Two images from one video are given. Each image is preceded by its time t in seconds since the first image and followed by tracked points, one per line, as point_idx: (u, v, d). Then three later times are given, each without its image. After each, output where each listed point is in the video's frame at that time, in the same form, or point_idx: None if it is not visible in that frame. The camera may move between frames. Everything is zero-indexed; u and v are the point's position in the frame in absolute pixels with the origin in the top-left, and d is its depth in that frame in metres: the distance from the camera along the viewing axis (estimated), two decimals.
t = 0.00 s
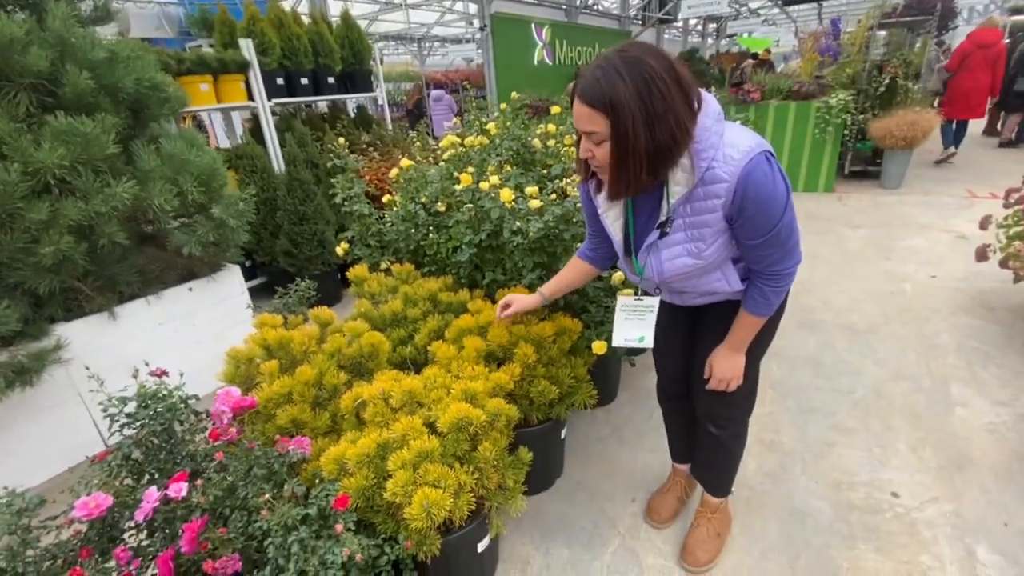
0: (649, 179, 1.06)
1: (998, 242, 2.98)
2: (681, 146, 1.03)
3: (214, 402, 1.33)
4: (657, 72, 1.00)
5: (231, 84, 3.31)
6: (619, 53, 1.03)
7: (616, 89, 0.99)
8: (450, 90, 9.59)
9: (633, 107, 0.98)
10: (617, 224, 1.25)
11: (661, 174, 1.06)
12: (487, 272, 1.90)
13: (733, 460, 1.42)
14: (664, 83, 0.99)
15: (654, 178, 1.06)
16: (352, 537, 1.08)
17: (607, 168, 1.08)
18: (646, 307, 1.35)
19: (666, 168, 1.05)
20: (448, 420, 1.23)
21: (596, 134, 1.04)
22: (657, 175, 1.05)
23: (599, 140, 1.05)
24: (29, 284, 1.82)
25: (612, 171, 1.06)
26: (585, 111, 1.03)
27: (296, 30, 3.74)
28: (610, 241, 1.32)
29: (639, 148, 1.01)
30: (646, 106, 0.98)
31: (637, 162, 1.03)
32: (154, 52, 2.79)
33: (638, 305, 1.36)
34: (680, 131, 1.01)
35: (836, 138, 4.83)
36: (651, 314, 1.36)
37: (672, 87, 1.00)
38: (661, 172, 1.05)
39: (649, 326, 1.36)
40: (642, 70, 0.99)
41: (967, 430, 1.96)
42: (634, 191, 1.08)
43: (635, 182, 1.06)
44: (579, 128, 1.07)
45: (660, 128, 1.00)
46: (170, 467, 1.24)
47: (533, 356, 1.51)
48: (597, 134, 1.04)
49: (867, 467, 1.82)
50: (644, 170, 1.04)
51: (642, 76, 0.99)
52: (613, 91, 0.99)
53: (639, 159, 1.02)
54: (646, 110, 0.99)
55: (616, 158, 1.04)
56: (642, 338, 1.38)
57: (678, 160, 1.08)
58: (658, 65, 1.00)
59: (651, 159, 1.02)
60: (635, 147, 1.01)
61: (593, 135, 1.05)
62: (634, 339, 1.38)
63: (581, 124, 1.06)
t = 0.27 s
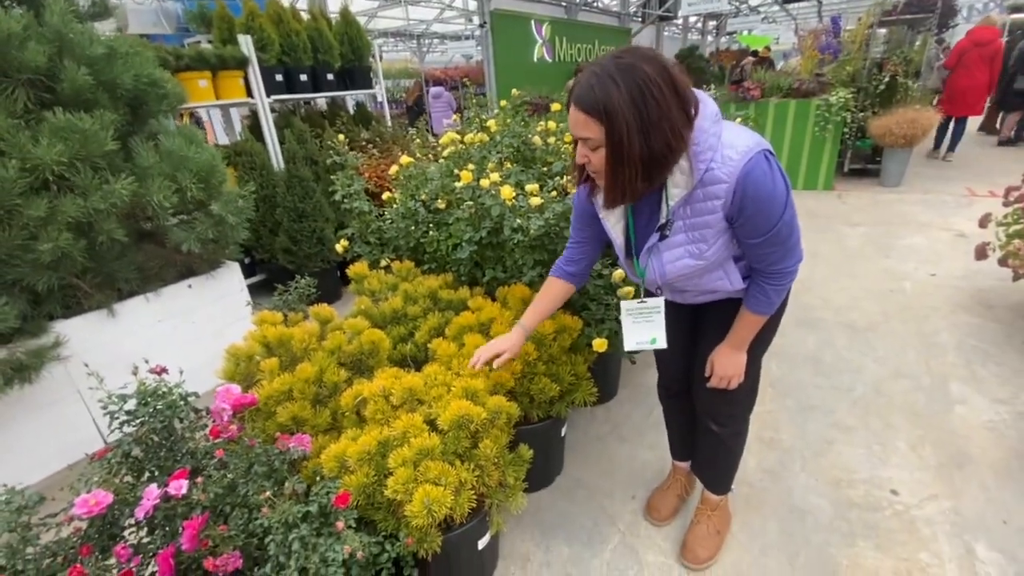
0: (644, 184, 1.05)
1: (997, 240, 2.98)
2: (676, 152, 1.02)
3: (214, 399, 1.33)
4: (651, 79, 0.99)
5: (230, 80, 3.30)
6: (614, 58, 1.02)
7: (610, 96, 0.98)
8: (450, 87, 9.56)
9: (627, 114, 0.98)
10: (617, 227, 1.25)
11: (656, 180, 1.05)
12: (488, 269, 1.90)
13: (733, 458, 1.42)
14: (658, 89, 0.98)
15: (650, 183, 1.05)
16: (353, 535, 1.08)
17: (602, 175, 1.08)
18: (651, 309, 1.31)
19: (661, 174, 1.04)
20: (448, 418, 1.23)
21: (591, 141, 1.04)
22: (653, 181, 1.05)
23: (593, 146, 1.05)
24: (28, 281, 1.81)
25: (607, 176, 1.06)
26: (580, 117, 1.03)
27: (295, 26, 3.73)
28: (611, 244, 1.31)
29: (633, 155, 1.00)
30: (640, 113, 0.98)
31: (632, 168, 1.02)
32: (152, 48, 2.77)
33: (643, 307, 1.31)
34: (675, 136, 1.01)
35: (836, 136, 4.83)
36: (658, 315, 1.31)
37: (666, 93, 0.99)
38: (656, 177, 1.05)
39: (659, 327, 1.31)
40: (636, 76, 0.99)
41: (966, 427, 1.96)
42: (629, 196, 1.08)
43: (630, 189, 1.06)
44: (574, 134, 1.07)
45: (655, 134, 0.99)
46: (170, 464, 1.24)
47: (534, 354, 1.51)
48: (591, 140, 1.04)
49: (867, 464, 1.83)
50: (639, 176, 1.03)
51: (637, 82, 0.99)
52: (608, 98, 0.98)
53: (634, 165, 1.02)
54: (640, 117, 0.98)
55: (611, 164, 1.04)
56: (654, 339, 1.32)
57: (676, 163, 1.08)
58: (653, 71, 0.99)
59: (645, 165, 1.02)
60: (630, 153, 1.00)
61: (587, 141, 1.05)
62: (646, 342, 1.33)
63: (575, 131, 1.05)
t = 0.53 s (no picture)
0: (632, 189, 1.06)
1: (992, 238, 3.00)
2: (665, 159, 1.02)
3: (209, 396, 1.32)
4: (643, 86, 0.98)
5: (225, 76, 3.28)
6: (608, 62, 1.01)
7: (600, 100, 0.97)
8: (447, 85, 9.54)
9: (616, 120, 0.97)
10: (615, 229, 1.25)
11: (644, 186, 1.05)
12: (484, 266, 1.89)
13: (731, 454, 1.42)
14: (649, 97, 0.97)
15: (638, 189, 1.06)
16: (349, 531, 1.07)
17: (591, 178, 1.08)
18: (648, 312, 1.36)
19: (648, 180, 1.04)
20: (445, 414, 1.23)
21: (581, 144, 1.04)
22: (640, 187, 1.05)
23: (584, 149, 1.05)
24: (21, 277, 1.80)
25: (595, 180, 1.06)
26: (571, 120, 1.03)
27: (291, 22, 3.71)
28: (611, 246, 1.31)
29: (621, 161, 1.00)
30: (629, 120, 0.98)
31: (619, 174, 1.03)
32: (147, 43, 2.75)
33: (641, 309, 1.37)
34: (664, 144, 1.00)
35: (832, 134, 4.84)
36: (654, 318, 1.36)
37: (657, 101, 0.98)
38: (644, 183, 1.05)
39: (654, 331, 1.36)
40: (628, 82, 0.98)
41: (960, 424, 1.97)
42: (617, 200, 1.08)
43: (617, 194, 1.06)
44: (566, 136, 1.07)
45: (643, 141, 0.99)
46: (165, 461, 1.23)
47: (531, 351, 1.51)
48: (581, 144, 1.04)
49: (862, 461, 1.84)
50: (626, 181, 1.03)
51: (628, 88, 0.98)
52: (597, 103, 0.98)
53: (621, 170, 1.02)
54: (629, 124, 0.98)
55: (599, 168, 1.04)
56: (648, 342, 1.38)
57: (673, 166, 1.08)
58: (645, 78, 0.98)
59: (633, 171, 1.02)
60: (617, 159, 1.01)
61: (578, 144, 1.05)
62: (640, 343, 1.38)
63: (567, 133, 1.05)
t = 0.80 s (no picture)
0: (629, 178, 1.06)
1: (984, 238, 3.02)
2: (661, 148, 1.02)
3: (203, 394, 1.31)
4: (638, 75, 0.99)
5: (220, 74, 3.27)
6: (604, 53, 1.03)
7: (596, 89, 0.99)
8: (443, 84, 9.54)
9: (612, 109, 0.99)
10: (609, 220, 1.25)
11: (641, 175, 1.06)
12: (480, 265, 1.89)
13: (724, 452, 1.43)
14: (644, 85, 0.99)
15: (635, 178, 1.06)
16: (343, 528, 1.07)
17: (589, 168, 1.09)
18: (640, 304, 1.34)
19: (646, 169, 1.05)
20: (440, 412, 1.23)
21: (578, 134, 1.05)
22: (638, 177, 1.06)
23: (581, 139, 1.06)
24: (14, 275, 1.79)
25: (593, 170, 1.07)
26: (568, 110, 1.04)
27: (287, 20, 3.70)
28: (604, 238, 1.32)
29: (618, 150, 1.01)
30: (625, 109, 0.99)
31: (616, 163, 1.03)
32: (141, 41, 2.74)
33: (633, 301, 1.35)
34: (660, 133, 1.01)
35: (827, 134, 4.86)
36: (647, 310, 1.34)
37: (653, 90, 0.99)
38: (641, 172, 1.05)
39: (646, 323, 1.34)
40: (623, 71, 0.99)
41: (952, 422, 1.99)
42: (615, 190, 1.09)
43: (615, 183, 1.07)
44: (564, 127, 1.08)
45: (639, 130, 1.00)
46: (159, 459, 1.23)
47: (526, 349, 1.51)
48: (578, 134, 1.05)
49: (855, 458, 1.85)
50: (623, 171, 1.04)
51: (623, 77, 0.99)
52: (593, 92, 0.99)
53: (618, 160, 1.03)
54: (625, 113, 0.99)
55: (597, 158, 1.05)
56: (641, 334, 1.36)
57: (667, 158, 1.08)
58: (641, 66, 1.00)
59: (630, 160, 1.03)
60: (614, 148, 1.01)
61: (575, 134, 1.06)
62: (632, 335, 1.37)
63: (564, 124, 1.06)
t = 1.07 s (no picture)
0: (628, 163, 1.07)
1: (972, 240, 3.06)
2: (663, 133, 1.05)
3: (197, 397, 1.32)
4: (644, 60, 1.02)
5: (214, 76, 3.26)
6: (611, 38, 1.06)
7: (603, 70, 1.01)
8: (438, 86, 9.56)
9: (619, 89, 1.01)
10: (604, 212, 1.26)
11: (640, 160, 1.07)
12: (475, 267, 1.90)
13: (717, 454, 1.44)
14: (651, 71, 1.02)
15: (633, 163, 1.07)
16: (338, 530, 1.07)
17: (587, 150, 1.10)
18: (632, 297, 1.35)
19: (645, 154, 1.07)
20: (435, 413, 1.24)
21: (579, 114, 1.06)
22: (637, 161, 1.07)
23: (582, 121, 1.07)
24: (4, 277, 1.78)
25: (592, 151, 1.08)
26: (572, 89, 1.05)
27: (281, 22, 3.69)
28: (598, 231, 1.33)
29: (621, 131, 1.03)
30: (631, 91, 1.01)
31: (618, 144, 1.05)
32: (135, 42, 2.73)
33: (625, 293, 1.36)
34: (662, 119, 1.03)
35: (818, 138, 4.90)
36: (639, 304, 1.35)
37: (658, 76, 1.02)
38: (640, 158, 1.07)
39: (636, 316, 1.34)
40: (630, 56, 1.02)
41: (940, 422, 2.01)
42: (613, 173, 1.10)
43: (613, 166, 1.08)
44: (565, 107, 1.09)
45: (644, 113, 1.02)
46: (153, 461, 1.23)
47: (521, 350, 1.52)
48: (580, 114, 1.06)
49: (847, 458, 1.86)
50: (624, 153, 1.05)
51: (631, 61, 1.02)
52: (600, 72, 1.01)
53: (620, 141, 1.04)
54: (631, 95, 1.01)
55: (598, 138, 1.06)
56: (630, 327, 1.36)
57: (663, 150, 1.09)
58: (647, 52, 1.03)
59: (631, 143, 1.04)
60: (617, 128, 1.03)
61: (576, 115, 1.07)
62: (621, 327, 1.37)
63: (566, 103, 1.08)
